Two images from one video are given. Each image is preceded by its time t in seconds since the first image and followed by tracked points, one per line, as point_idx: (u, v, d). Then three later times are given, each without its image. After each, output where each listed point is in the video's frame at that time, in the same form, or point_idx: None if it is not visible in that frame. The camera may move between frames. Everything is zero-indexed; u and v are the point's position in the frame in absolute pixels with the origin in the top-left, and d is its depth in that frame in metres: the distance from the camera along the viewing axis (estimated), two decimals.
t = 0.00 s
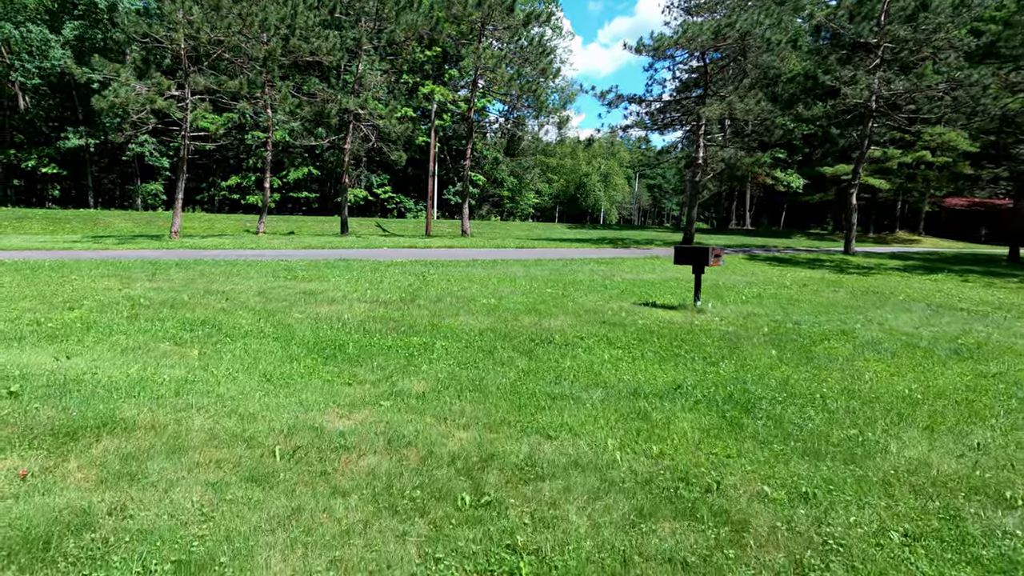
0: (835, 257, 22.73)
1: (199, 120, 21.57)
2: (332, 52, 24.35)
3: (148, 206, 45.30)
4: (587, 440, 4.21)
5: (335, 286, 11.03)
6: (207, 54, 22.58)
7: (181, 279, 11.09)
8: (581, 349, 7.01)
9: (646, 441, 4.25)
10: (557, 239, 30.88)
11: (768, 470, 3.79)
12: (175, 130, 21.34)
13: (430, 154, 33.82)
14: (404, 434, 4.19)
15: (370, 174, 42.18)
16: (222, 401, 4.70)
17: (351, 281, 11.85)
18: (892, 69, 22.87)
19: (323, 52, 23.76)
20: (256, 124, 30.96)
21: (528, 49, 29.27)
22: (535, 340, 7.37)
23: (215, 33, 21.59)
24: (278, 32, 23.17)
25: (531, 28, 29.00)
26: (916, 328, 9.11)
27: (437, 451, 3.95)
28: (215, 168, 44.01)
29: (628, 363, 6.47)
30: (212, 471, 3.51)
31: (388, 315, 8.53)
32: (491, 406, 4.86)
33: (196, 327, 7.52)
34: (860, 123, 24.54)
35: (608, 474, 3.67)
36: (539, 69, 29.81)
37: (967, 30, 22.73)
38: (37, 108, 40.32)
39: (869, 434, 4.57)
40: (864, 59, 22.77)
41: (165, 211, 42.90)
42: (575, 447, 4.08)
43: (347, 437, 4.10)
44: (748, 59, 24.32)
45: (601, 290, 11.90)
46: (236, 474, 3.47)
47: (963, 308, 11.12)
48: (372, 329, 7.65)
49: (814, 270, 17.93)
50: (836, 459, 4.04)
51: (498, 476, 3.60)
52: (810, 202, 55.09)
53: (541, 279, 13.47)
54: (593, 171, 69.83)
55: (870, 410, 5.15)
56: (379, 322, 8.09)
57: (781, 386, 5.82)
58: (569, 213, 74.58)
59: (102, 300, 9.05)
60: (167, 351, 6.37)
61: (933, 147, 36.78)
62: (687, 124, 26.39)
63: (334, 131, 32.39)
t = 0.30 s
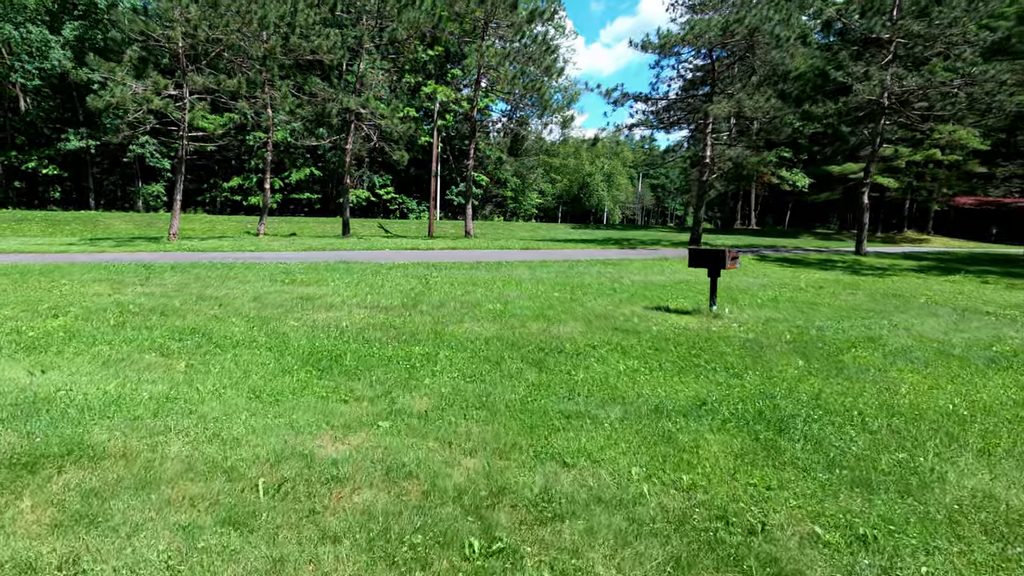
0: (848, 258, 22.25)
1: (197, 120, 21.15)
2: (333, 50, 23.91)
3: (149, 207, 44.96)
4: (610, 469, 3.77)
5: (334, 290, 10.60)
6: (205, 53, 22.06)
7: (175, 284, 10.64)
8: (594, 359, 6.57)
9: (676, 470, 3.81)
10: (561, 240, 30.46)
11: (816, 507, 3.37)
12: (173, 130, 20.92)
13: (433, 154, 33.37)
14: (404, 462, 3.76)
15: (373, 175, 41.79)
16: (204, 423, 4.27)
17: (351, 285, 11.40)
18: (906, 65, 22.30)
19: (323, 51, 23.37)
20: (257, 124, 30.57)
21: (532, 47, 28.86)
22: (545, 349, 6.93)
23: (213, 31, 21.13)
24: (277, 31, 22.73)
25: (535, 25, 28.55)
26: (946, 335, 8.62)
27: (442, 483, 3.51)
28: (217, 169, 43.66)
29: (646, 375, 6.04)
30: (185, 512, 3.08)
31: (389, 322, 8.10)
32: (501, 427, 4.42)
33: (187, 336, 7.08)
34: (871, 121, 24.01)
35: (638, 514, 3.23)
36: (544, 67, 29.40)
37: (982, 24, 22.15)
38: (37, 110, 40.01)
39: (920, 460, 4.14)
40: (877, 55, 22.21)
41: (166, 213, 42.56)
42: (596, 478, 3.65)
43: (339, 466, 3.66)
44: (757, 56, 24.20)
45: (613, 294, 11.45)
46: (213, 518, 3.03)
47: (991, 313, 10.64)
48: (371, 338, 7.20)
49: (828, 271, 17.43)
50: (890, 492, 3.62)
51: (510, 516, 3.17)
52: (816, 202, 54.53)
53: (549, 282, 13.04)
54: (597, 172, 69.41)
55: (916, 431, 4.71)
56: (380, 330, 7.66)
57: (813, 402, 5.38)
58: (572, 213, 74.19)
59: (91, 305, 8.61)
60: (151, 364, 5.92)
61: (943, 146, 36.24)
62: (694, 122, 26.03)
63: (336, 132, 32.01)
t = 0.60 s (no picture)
0: (856, 254, 21.82)
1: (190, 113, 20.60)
2: (330, 41, 23.34)
3: (146, 202, 44.45)
4: (631, 501, 3.37)
5: (328, 290, 10.14)
6: (198, 44, 21.49)
7: (163, 284, 10.18)
8: (604, 367, 6.15)
9: (705, 502, 3.40)
10: (563, 236, 30.03)
11: (870, 552, 2.98)
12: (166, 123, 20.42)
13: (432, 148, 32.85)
14: (399, 495, 3.33)
15: (372, 169, 41.31)
16: (175, 446, 3.83)
17: (347, 284, 10.95)
18: (917, 56, 21.76)
19: (320, 42, 22.83)
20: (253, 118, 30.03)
21: (534, 38, 28.34)
22: (551, 355, 6.51)
23: (206, 22, 20.55)
24: (273, 22, 22.18)
25: (537, 16, 28.01)
26: (972, 338, 8.20)
27: (443, 521, 3.10)
28: (214, 164, 43.11)
29: (661, 386, 5.62)
30: (143, 563, 2.66)
31: (385, 326, 7.64)
32: (507, 449, 4.01)
33: (170, 342, 6.62)
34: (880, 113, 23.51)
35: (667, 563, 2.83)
36: (545, 59, 28.86)
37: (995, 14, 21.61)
38: (32, 104, 39.43)
39: (972, 487, 3.74)
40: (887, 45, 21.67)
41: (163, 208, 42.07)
42: (616, 514, 3.24)
43: (324, 501, 3.23)
44: (763, 48, 23.75)
45: (619, 293, 11.03)
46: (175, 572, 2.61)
47: (1013, 313, 10.23)
48: (366, 344, 6.76)
49: (837, 267, 17.00)
50: (948, 529, 3.22)
51: (521, 567, 2.76)
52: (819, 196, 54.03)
53: (553, 280, 12.60)
54: (597, 166, 68.88)
55: (963, 451, 4.30)
56: (375, 334, 7.20)
57: (845, 418, 4.97)
58: (573, 207, 73.74)
59: (71, 308, 8.15)
60: (125, 374, 5.44)
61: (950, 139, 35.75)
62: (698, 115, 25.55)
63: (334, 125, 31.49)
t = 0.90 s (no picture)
0: (854, 245, 21.50)
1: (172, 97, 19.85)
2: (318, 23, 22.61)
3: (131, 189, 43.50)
4: (646, 533, 2.96)
5: (314, 283, 9.66)
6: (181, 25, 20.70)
7: (139, 276, 9.63)
8: (607, 369, 5.74)
9: (730, 533, 3.00)
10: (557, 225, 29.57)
11: None
12: (146, 107, 19.71)
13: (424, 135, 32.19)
14: (381, 526, 2.91)
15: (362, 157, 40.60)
16: (127, 465, 3.37)
17: (333, 276, 10.44)
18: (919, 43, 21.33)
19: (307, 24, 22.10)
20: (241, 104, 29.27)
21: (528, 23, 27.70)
22: (549, 355, 6.09)
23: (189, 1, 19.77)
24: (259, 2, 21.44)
25: None
26: (987, 335, 7.85)
27: (433, 562, 2.68)
28: (201, 150, 42.19)
29: (669, 390, 5.22)
30: None
31: (371, 322, 7.18)
32: (505, 467, 3.59)
33: (139, 340, 6.11)
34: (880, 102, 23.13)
35: None
36: (539, 44, 28.29)
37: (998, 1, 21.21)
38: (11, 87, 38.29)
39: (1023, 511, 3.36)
40: (889, 32, 21.23)
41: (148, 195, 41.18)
42: (631, 549, 2.83)
43: (294, 536, 2.79)
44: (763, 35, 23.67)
45: (619, 286, 10.60)
46: None
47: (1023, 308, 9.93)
48: (352, 342, 6.29)
49: (838, 259, 16.68)
50: (1005, 567, 2.84)
51: None
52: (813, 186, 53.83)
53: (548, 272, 12.16)
54: (591, 155, 68.35)
55: (1004, 467, 3.93)
56: (361, 331, 6.74)
57: (870, 426, 4.58)
58: (566, 196, 73.23)
59: (35, 302, 7.60)
60: (81, 379, 4.94)
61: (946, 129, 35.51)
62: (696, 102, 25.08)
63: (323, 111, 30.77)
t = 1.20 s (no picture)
0: (856, 241, 21.13)
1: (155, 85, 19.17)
2: (306, 10, 21.94)
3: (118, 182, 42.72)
4: None
5: (299, 280, 9.14)
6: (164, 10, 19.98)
7: (112, 272, 9.06)
8: (614, 376, 5.26)
9: None
10: (553, 219, 29.12)
11: None
12: (128, 95, 19.04)
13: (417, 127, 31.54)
14: None
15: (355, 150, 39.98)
16: (63, 499, 2.88)
17: (320, 273, 9.92)
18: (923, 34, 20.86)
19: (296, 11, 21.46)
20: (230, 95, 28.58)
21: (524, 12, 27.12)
22: (551, 360, 5.61)
23: None
24: None
25: None
26: (1011, 336, 7.43)
27: None
28: (190, 142, 41.43)
29: (684, 400, 4.75)
30: None
31: (359, 323, 6.68)
32: (508, 498, 3.12)
33: (101, 344, 5.59)
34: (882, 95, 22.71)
35: None
36: (535, 34, 27.70)
37: None
38: None
39: None
40: (893, 23, 20.79)
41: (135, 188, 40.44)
42: None
43: None
44: (764, 25, 23.12)
45: (619, 283, 10.16)
46: None
47: None
48: (337, 346, 5.80)
49: (842, 255, 16.26)
50: None
51: None
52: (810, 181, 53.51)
53: (546, 268, 11.73)
54: (586, 149, 67.94)
55: None
56: (347, 333, 6.24)
57: (908, 441, 4.12)
58: (561, 190, 72.93)
59: None
60: (30, 389, 4.43)
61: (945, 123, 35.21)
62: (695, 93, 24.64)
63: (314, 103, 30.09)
